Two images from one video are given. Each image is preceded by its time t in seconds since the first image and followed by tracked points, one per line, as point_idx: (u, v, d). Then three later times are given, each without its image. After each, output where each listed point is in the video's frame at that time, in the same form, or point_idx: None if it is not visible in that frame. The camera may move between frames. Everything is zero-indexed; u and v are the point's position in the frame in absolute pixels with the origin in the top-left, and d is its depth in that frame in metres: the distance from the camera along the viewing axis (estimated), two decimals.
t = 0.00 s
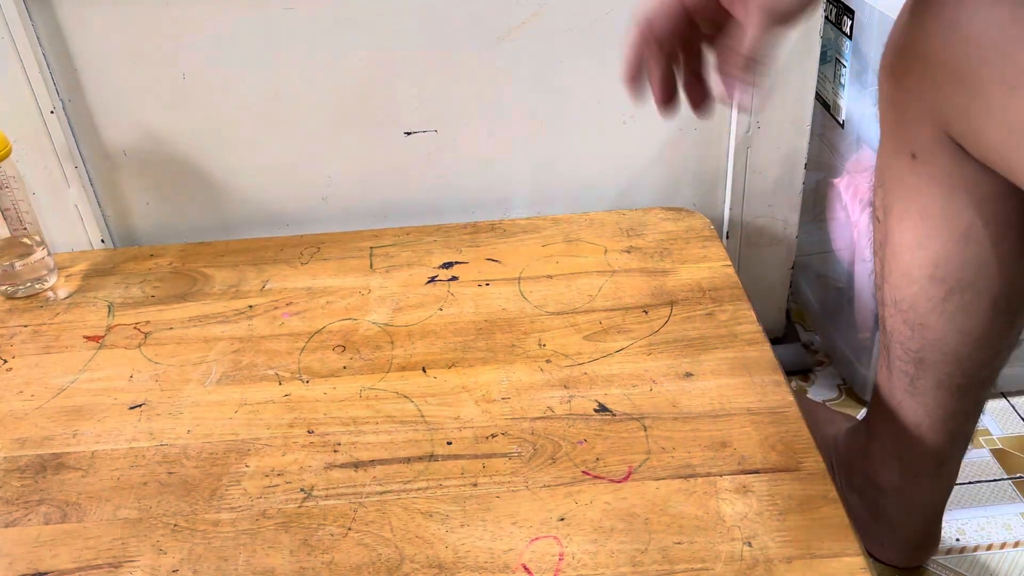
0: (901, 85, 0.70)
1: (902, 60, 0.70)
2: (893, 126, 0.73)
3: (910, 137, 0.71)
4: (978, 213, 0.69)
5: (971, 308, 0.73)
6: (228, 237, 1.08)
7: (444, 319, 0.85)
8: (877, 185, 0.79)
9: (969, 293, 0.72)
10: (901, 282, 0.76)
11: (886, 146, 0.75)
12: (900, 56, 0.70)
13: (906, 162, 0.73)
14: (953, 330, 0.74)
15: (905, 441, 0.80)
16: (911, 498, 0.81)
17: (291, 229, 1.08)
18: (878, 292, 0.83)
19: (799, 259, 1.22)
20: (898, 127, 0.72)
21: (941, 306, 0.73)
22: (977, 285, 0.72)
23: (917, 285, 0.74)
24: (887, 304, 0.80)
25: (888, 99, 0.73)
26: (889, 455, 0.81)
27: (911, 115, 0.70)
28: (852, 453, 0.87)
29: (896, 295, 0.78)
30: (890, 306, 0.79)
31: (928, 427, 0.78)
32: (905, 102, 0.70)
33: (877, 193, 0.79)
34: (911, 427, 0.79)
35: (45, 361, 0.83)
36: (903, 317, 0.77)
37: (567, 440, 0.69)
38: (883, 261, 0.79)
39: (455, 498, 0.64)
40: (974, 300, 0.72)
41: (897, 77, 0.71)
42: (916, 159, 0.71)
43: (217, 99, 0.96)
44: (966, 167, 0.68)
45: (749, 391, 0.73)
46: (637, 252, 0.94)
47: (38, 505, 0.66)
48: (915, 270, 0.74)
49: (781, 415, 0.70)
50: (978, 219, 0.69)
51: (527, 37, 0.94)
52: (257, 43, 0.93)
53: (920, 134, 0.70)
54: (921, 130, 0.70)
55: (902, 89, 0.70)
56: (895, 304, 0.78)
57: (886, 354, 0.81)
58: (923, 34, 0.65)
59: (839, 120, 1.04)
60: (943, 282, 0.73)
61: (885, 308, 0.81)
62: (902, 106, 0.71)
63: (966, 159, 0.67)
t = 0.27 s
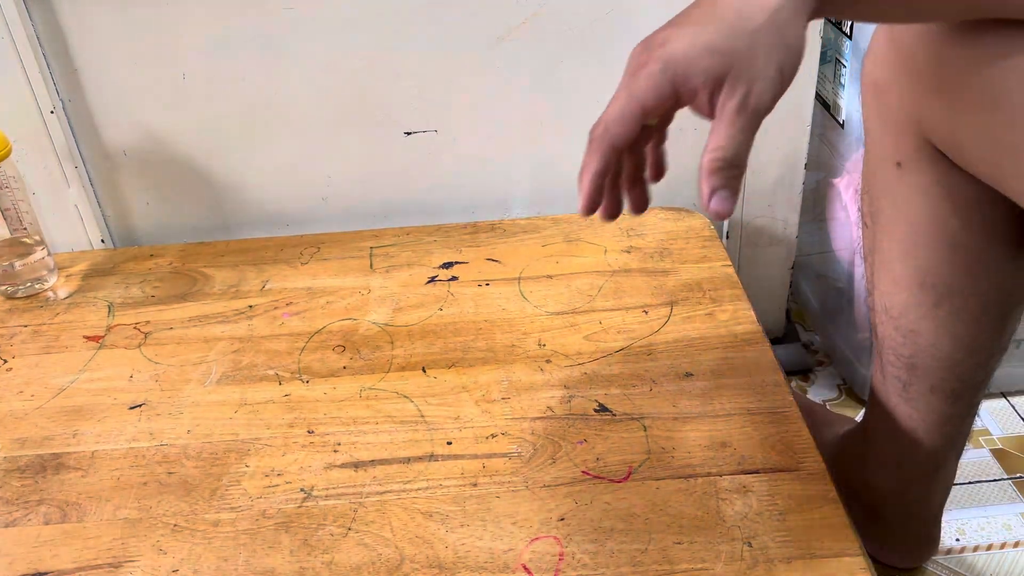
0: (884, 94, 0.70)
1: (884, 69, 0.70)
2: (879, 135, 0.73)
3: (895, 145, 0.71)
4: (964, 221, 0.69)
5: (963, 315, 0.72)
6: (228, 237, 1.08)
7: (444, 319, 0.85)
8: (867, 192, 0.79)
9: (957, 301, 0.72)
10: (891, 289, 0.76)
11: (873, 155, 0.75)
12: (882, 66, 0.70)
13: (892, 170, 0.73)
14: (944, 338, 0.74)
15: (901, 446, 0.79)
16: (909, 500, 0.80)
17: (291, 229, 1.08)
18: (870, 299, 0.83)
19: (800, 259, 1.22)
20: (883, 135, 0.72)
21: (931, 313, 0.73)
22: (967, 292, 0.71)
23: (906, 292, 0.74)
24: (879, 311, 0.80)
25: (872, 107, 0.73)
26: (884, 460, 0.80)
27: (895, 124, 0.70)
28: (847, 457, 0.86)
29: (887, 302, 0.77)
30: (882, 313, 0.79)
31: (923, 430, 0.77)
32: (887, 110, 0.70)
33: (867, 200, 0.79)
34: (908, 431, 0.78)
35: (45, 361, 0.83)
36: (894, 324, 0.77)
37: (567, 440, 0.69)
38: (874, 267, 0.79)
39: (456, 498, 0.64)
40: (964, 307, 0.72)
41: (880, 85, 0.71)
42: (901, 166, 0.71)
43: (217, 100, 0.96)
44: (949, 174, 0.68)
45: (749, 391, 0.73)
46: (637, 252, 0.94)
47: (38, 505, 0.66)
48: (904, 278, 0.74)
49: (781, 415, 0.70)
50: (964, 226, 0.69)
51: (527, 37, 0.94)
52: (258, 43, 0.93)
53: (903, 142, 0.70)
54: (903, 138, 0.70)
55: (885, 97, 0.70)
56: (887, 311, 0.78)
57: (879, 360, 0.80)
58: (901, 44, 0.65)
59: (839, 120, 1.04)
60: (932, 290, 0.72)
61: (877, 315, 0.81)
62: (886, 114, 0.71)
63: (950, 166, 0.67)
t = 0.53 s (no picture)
0: (874, 94, 0.71)
1: (872, 69, 0.70)
2: (870, 134, 0.73)
3: (887, 145, 0.71)
4: (955, 220, 0.69)
5: (958, 313, 0.72)
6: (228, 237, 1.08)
7: (444, 319, 0.85)
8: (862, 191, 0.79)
9: (950, 300, 0.72)
10: (886, 287, 0.77)
11: (867, 153, 0.75)
12: (871, 65, 0.70)
13: (885, 169, 0.73)
14: (940, 336, 0.74)
15: (901, 447, 0.80)
16: (906, 502, 0.81)
17: (291, 229, 1.07)
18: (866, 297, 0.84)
19: (800, 259, 1.22)
20: (875, 135, 0.72)
21: (925, 311, 0.73)
22: (962, 290, 0.71)
23: (900, 290, 0.75)
24: (875, 309, 0.80)
25: (863, 107, 0.73)
26: (885, 460, 0.81)
27: (886, 124, 0.70)
28: (848, 457, 0.87)
29: (882, 301, 0.78)
30: (878, 311, 0.80)
31: (923, 432, 0.78)
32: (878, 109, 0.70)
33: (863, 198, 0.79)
34: (908, 432, 0.79)
35: (45, 361, 0.83)
36: (890, 323, 0.78)
37: (567, 440, 0.69)
38: (870, 265, 0.80)
39: (456, 498, 0.64)
40: (958, 305, 0.72)
41: (869, 84, 0.71)
42: (893, 166, 0.71)
43: (217, 100, 0.96)
44: (940, 172, 0.68)
45: (749, 391, 0.73)
46: (637, 252, 0.94)
47: (38, 505, 0.66)
48: (899, 275, 0.75)
49: (781, 415, 0.70)
50: (956, 224, 0.69)
51: (527, 37, 0.94)
52: (257, 42, 0.93)
53: (895, 141, 0.70)
54: (895, 137, 0.70)
55: (875, 97, 0.70)
56: (882, 309, 0.79)
57: (878, 358, 0.81)
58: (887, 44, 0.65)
59: (839, 120, 1.04)
60: (926, 287, 0.73)
61: (874, 313, 0.81)
62: (876, 115, 0.71)
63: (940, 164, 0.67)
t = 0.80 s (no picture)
0: (892, 79, 0.70)
1: (891, 54, 0.70)
2: (885, 122, 0.73)
3: (901, 133, 0.71)
4: (968, 211, 0.69)
5: (964, 306, 0.73)
6: (227, 237, 1.08)
7: (444, 319, 0.85)
8: (871, 183, 0.79)
9: (961, 291, 0.72)
10: (894, 280, 0.76)
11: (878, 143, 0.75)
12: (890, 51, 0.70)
13: (896, 159, 0.72)
14: (946, 329, 0.74)
15: (906, 441, 0.80)
16: (908, 499, 0.81)
17: (291, 229, 1.07)
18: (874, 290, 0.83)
19: (799, 259, 1.22)
20: (890, 123, 0.72)
21: (933, 303, 0.73)
22: (971, 282, 0.71)
23: (909, 282, 0.74)
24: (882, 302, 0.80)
25: (879, 93, 0.73)
26: (888, 456, 0.82)
27: (903, 111, 0.70)
28: (850, 455, 0.87)
29: (890, 293, 0.78)
30: (885, 304, 0.79)
31: (928, 426, 0.79)
32: (894, 96, 0.70)
33: (871, 190, 0.79)
34: (913, 426, 0.80)
35: (45, 361, 0.83)
36: (898, 315, 0.77)
37: (567, 440, 0.69)
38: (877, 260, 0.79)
39: (456, 498, 0.64)
40: (966, 297, 0.72)
41: (886, 71, 0.71)
42: (906, 155, 0.71)
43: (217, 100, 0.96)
44: (954, 161, 0.67)
45: (749, 391, 0.73)
46: (637, 252, 0.94)
47: (38, 505, 0.66)
48: (908, 268, 0.74)
49: (781, 415, 0.70)
50: (968, 216, 0.69)
51: (528, 36, 0.94)
52: (258, 42, 0.93)
53: (909, 129, 0.70)
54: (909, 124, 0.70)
55: (893, 83, 0.70)
56: (890, 302, 0.78)
57: (882, 353, 0.82)
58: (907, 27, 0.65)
59: (838, 120, 1.04)
60: (935, 280, 0.72)
61: (881, 306, 0.81)
62: (893, 101, 0.71)
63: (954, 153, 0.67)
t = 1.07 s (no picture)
0: (897, 70, 0.71)
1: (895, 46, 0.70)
2: (891, 112, 0.74)
3: (906, 124, 0.72)
4: (972, 200, 0.70)
5: (968, 294, 0.74)
6: (228, 237, 1.08)
7: (444, 319, 0.85)
8: (879, 174, 0.79)
9: (965, 278, 0.73)
10: (900, 268, 0.77)
11: (885, 135, 0.76)
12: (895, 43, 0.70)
13: (902, 149, 0.73)
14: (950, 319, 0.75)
15: (909, 436, 0.81)
16: (913, 495, 0.81)
17: (292, 229, 1.07)
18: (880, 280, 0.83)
19: (800, 259, 1.22)
20: (896, 113, 0.73)
21: (937, 291, 0.74)
22: (975, 270, 0.72)
23: (915, 270, 0.75)
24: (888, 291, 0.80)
25: (886, 83, 0.74)
26: (892, 451, 0.82)
27: (908, 101, 0.70)
28: (854, 452, 0.88)
29: (895, 282, 0.78)
30: (890, 293, 0.80)
31: (930, 420, 0.79)
32: (900, 87, 0.71)
33: (879, 181, 0.80)
34: (916, 420, 0.80)
35: (45, 361, 0.83)
36: (903, 303, 0.78)
37: (567, 440, 0.69)
38: (883, 251, 0.80)
39: (456, 498, 0.64)
40: (971, 285, 0.73)
41: (892, 63, 0.72)
42: (911, 144, 0.72)
43: (217, 100, 0.96)
44: (958, 150, 0.68)
45: (749, 391, 0.73)
46: (637, 252, 0.94)
47: (38, 505, 0.66)
48: (914, 256, 0.74)
49: (781, 415, 0.70)
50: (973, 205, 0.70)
51: (529, 36, 0.94)
52: (258, 41, 0.92)
53: (914, 119, 0.70)
54: (914, 114, 0.70)
55: (899, 74, 0.71)
56: (895, 291, 0.79)
57: (886, 347, 0.82)
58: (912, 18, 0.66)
59: (838, 120, 1.04)
60: (939, 268, 0.73)
61: (886, 295, 0.81)
62: (898, 91, 0.72)
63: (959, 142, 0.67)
